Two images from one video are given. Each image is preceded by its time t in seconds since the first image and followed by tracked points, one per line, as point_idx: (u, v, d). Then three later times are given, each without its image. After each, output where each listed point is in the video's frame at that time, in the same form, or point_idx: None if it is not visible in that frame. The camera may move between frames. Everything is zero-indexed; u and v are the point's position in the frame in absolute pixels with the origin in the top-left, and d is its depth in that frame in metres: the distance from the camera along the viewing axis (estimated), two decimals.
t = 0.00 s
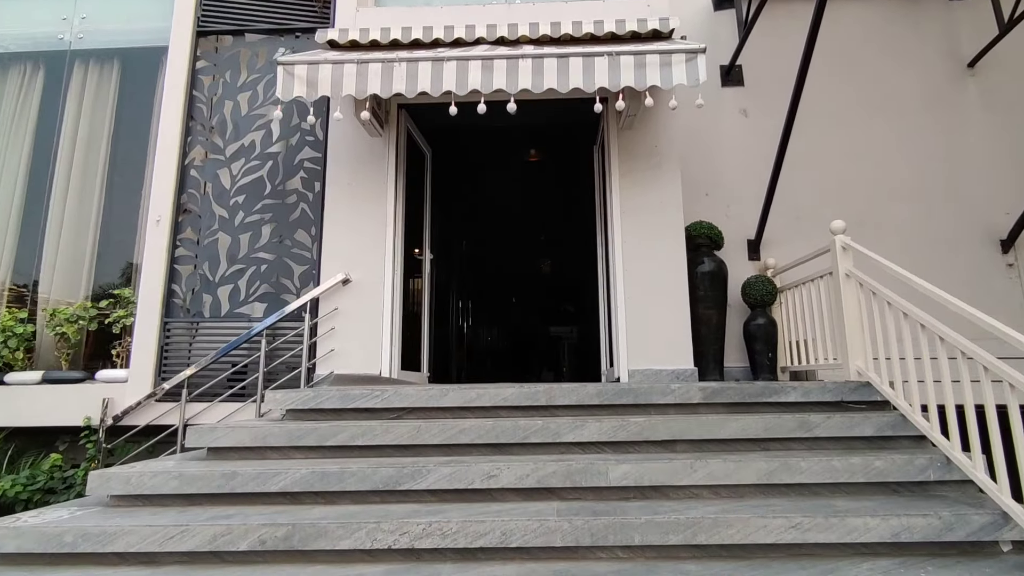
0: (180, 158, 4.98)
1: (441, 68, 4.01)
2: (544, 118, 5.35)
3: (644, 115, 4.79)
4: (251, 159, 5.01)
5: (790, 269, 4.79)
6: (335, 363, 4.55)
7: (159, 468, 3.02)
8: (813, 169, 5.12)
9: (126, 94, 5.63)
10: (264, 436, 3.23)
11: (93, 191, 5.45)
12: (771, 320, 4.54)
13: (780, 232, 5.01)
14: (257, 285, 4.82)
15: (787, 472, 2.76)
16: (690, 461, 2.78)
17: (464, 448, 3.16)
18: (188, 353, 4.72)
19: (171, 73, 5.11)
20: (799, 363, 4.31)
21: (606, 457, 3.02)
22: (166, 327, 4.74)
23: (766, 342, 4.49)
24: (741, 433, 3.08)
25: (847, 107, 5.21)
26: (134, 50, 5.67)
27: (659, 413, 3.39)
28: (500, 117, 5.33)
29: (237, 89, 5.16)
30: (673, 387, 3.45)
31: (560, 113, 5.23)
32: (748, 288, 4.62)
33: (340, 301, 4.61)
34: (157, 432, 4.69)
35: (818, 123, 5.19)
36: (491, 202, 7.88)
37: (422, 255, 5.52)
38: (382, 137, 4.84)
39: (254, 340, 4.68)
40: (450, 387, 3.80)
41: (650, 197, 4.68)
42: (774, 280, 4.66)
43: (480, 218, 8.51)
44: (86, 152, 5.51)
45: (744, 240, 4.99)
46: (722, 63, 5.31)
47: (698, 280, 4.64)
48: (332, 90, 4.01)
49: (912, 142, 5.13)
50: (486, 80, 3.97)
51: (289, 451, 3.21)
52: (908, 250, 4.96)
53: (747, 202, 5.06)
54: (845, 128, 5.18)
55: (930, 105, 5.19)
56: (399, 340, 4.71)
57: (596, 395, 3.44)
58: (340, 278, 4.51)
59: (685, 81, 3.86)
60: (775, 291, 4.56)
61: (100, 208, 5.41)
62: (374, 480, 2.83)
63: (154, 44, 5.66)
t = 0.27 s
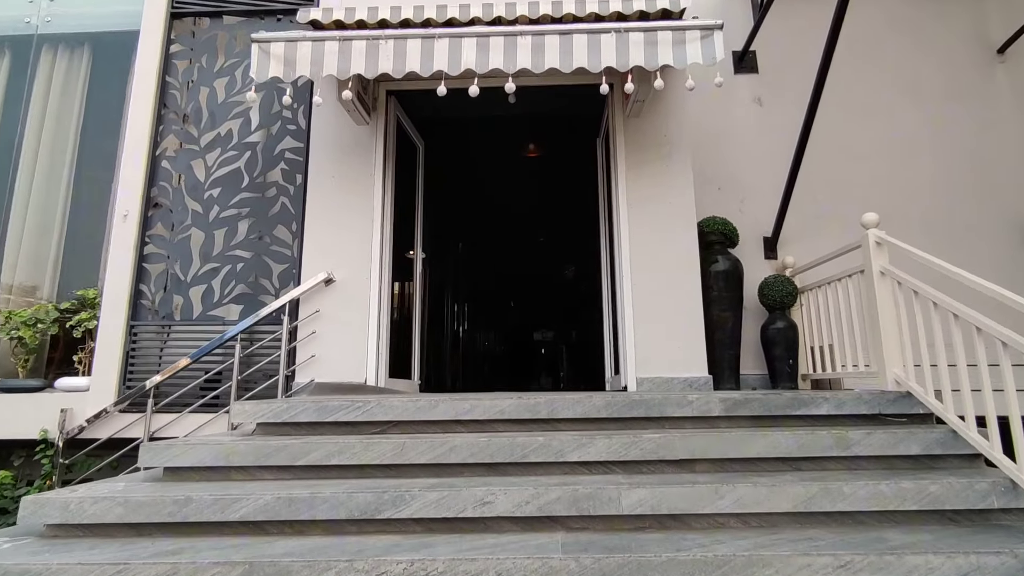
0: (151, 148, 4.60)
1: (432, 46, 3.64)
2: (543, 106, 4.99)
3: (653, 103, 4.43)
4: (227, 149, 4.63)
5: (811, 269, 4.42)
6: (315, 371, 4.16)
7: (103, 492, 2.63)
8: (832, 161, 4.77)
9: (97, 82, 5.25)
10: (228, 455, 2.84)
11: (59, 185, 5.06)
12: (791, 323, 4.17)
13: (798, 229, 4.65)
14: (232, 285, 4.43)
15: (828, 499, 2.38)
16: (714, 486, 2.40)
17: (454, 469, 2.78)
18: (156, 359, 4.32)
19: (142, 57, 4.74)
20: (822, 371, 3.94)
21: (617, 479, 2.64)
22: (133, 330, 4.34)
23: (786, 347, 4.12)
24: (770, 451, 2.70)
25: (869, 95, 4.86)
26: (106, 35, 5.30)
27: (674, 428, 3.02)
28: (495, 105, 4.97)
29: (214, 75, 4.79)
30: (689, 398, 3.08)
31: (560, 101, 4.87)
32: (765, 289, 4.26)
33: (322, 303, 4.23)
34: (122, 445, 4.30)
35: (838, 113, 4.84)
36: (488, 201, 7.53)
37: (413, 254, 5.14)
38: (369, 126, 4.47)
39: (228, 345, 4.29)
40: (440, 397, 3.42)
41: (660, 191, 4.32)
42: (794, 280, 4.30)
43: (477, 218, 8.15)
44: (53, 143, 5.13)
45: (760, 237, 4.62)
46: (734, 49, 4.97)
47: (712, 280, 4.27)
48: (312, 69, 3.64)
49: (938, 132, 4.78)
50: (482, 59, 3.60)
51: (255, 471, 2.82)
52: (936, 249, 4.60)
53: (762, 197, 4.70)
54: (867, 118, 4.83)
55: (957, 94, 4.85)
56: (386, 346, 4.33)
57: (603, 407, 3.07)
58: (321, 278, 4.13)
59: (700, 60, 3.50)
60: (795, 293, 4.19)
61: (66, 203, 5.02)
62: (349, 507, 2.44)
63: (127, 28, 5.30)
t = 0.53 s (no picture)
0: (115, 132, 4.22)
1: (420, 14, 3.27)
2: (542, 88, 4.63)
3: (662, 83, 4.07)
4: (200, 133, 4.25)
5: (835, 263, 4.06)
6: (292, 376, 3.76)
7: (28, 518, 2.22)
8: (856, 147, 4.41)
9: (62, 64, 4.87)
10: (180, 473, 2.44)
11: (17, 174, 4.65)
12: (817, 322, 3.79)
13: (821, 220, 4.28)
14: (202, 281, 4.03)
15: (885, 527, 2.00)
16: (752, 511, 2.02)
17: (443, 489, 2.39)
18: (116, 362, 3.92)
19: (107, 34, 4.34)
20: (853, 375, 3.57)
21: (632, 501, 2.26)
22: (90, 331, 3.93)
23: (811, 348, 3.74)
24: (810, 468, 2.32)
25: (895, 77, 4.50)
26: (73, 14, 4.92)
27: (695, 440, 2.63)
28: (490, 87, 4.61)
29: (186, 53, 4.41)
30: (712, 406, 2.70)
31: (560, 82, 4.51)
32: (787, 284, 3.89)
33: (301, 300, 3.84)
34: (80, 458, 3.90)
35: (862, 96, 4.49)
36: (484, 196, 7.17)
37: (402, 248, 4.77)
38: (354, 108, 4.11)
39: (198, 346, 3.90)
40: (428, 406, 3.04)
41: (671, 178, 3.96)
42: (819, 275, 3.93)
43: (473, 214, 7.79)
44: (11, 129, 4.73)
45: (780, 229, 4.26)
46: (749, 28, 4.60)
47: (728, 275, 3.89)
48: (287, 38, 3.26)
49: (969, 117, 4.44)
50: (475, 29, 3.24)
51: (212, 492, 2.43)
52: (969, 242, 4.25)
53: (780, 186, 4.34)
54: (894, 101, 4.47)
55: (988, 76, 4.50)
56: (371, 348, 3.94)
57: (613, 416, 2.69)
58: (300, 272, 3.75)
59: (720, 26, 3.13)
60: (820, 288, 3.82)
61: (23, 194, 4.61)
62: (317, 537, 2.05)
63: (95, 6, 4.93)
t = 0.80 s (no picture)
0: (74, 116, 3.83)
1: None
2: (543, 71, 4.26)
3: (675, 62, 3.71)
4: (168, 117, 3.86)
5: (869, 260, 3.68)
6: (266, 385, 3.36)
7: None
8: (888, 134, 4.03)
9: (21, 44, 4.48)
10: (116, 504, 2.04)
11: None
12: (850, 325, 3.41)
13: (849, 214, 3.91)
14: (167, 279, 3.63)
15: None
16: (810, 558, 1.62)
17: (431, 524, 1.99)
18: (70, 369, 3.51)
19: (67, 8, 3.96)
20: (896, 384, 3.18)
21: (659, 540, 1.86)
22: (41, 335, 3.53)
23: (845, 353, 3.36)
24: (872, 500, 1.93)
25: (930, 57, 4.13)
26: None
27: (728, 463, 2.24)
28: (487, 69, 4.23)
29: (153, 30, 4.02)
30: (746, 422, 2.31)
31: (563, 64, 4.14)
32: (817, 283, 3.52)
33: (277, 300, 3.45)
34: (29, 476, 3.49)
35: (894, 78, 4.11)
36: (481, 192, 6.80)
37: (392, 246, 4.38)
38: (338, 88, 3.73)
39: (161, 352, 3.49)
40: (416, 420, 2.64)
41: (688, 165, 3.58)
42: (851, 273, 3.54)
43: (470, 212, 7.42)
44: None
45: (805, 223, 3.89)
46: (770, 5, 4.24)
47: (753, 272, 3.51)
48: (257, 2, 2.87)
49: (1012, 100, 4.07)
50: None
51: (153, 527, 2.02)
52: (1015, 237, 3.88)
53: (804, 176, 3.98)
54: (929, 84, 4.09)
55: None
56: (355, 354, 3.55)
57: (632, 434, 2.29)
58: (275, 269, 3.35)
59: None
60: (854, 288, 3.44)
61: None
62: None
63: None
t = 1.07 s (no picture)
0: (22, 99, 3.45)
1: None
2: (543, 52, 3.89)
3: (691, 40, 3.37)
4: (128, 100, 3.47)
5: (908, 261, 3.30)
6: (231, 401, 2.96)
7: None
8: (926, 123, 3.67)
9: None
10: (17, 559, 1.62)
11: None
12: (891, 332, 3.03)
13: (882, 209, 3.55)
14: (123, 280, 3.24)
15: None
16: None
17: None
18: (9, 382, 3.11)
19: None
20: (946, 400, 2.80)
21: None
22: None
23: (884, 365, 2.97)
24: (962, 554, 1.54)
25: (970, 39, 3.76)
26: None
27: (774, 502, 1.85)
28: (483, 50, 3.87)
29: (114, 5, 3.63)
30: (791, 451, 1.92)
31: (565, 45, 3.78)
32: (851, 285, 3.15)
33: (246, 305, 3.05)
34: None
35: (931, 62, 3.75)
36: (478, 189, 6.44)
37: (380, 245, 3.99)
38: (318, 68, 3.35)
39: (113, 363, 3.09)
40: (396, 446, 2.25)
41: (707, 154, 3.21)
42: (891, 275, 3.16)
43: (466, 210, 7.06)
44: None
45: (835, 219, 3.53)
46: None
47: (781, 274, 3.13)
48: None
49: None
50: None
51: None
52: None
53: (833, 168, 3.62)
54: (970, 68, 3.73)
55: None
56: (335, 365, 3.15)
57: (656, 467, 1.90)
58: (243, 269, 2.95)
59: None
60: (895, 291, 3.06)
61: None
62: None
63: None
